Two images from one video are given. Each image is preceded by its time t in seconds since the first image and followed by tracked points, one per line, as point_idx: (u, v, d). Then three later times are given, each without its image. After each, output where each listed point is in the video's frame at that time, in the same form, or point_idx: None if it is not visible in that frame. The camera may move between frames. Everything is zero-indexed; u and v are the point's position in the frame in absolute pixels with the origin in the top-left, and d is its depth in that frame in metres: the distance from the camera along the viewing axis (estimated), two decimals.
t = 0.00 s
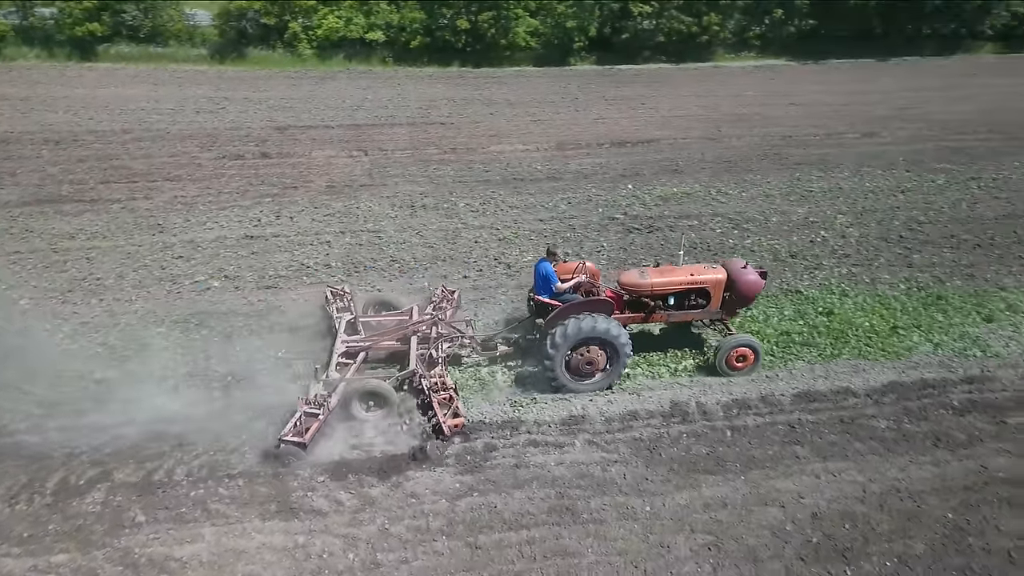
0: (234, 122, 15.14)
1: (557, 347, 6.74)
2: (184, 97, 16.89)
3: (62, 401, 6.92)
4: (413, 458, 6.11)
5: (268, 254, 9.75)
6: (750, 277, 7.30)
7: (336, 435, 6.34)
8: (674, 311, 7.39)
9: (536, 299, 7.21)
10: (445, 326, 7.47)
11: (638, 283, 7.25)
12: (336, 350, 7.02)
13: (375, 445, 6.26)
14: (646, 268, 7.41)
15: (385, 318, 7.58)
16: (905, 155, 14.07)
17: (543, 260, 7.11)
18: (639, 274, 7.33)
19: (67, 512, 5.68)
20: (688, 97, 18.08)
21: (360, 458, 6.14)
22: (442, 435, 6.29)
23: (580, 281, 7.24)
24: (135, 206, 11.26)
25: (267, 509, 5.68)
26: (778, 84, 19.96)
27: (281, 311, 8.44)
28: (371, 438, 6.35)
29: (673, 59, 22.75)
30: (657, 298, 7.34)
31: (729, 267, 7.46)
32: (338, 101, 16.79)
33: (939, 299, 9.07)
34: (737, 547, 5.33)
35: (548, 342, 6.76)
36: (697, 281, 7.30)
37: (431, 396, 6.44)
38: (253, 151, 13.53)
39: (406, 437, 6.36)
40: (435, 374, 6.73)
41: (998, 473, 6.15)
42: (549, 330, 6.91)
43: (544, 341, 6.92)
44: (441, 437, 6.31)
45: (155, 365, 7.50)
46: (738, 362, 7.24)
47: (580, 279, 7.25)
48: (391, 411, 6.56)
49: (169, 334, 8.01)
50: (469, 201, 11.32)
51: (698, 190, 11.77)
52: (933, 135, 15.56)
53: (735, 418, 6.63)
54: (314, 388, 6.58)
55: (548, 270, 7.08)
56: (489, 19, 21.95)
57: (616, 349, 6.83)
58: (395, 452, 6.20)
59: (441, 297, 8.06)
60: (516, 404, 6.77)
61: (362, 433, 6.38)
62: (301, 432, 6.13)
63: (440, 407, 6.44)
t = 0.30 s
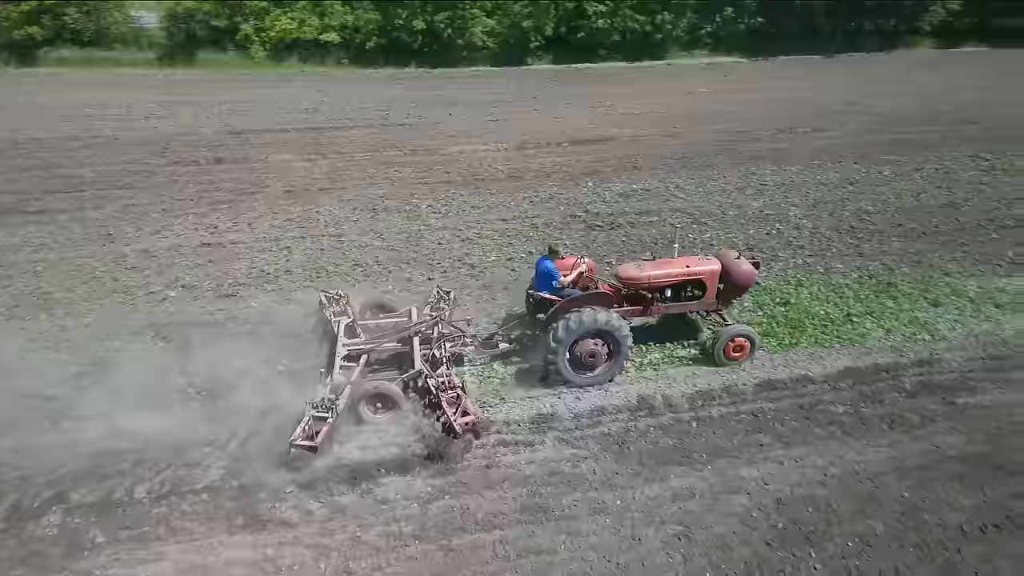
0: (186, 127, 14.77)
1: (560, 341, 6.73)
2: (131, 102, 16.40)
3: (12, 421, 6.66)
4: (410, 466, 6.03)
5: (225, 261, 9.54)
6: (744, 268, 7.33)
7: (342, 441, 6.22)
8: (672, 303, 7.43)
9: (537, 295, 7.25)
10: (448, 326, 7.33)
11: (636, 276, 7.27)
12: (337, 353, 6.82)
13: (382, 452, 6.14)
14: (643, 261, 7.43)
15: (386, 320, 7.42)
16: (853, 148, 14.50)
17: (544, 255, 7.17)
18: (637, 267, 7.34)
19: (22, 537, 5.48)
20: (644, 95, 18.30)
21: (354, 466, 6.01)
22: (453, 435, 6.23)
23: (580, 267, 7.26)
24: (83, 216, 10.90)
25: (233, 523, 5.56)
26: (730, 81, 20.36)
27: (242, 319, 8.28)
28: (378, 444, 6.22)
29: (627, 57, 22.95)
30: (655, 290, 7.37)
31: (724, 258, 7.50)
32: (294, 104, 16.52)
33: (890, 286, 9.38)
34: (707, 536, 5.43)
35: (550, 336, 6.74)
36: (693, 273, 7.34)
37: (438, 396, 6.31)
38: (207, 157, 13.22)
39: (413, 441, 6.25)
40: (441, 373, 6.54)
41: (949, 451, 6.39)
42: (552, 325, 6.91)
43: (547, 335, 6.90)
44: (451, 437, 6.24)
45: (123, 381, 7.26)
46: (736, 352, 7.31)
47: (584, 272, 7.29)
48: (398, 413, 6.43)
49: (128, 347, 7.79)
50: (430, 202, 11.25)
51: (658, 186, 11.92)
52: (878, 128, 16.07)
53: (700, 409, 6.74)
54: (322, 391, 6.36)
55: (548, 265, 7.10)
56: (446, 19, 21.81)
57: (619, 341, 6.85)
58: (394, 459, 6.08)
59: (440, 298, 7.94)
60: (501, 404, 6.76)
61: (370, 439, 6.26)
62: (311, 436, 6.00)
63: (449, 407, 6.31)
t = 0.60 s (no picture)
0: (128, 137, 14.32)
1: (557, 338, 6.86)
2: (69, 112, 15.82)
3: None
4: (416, 467, 6.02)
5: (175, 275, 9.27)
6: (729, 259, 7.55)
7: (348, 445, 6.21)
8: (661, 296, 7.59)
9: (530, 294, 7.36)
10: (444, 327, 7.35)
11: (627, 271, 7.39)
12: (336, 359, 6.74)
13: (388, 454, 6.13)
14: (632, 256, 7.55)
15: (379, 324, 7.39)
16: (797, 144, 14.94)
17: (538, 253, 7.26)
18: (627, 262, 7.45)
19: None
20: (595, 95, 18.50)
21: (359, 470, 6.00)
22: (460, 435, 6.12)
23: (571, 263, 7.46)
24: (21, 231, 10.45)
25: (194, 545, 5.40)
26: (678, 80, 20.75)
27: (196, 334, 8.05)
28: (383, 446, 6.22)
29: (577, 59, 23.16)
30: (645, 285, 7.50)
31: (709, 251, 7.70)
32: (242, 111, 16.19)
33: (837, 276, 9.69)
34: (673, 528, 5.50)
35: (549, 332, 6.88)
36: (681, 266, 7.50)
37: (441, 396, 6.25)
38: (152, 167, 12.83)
39: (420, 442, 6.26)
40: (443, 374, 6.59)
41: (899, 433, 6.63)
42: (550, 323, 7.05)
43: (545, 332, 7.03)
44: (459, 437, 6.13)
45: (76, 402, 6.98)
46: (726, 342, 7.61)
47: (575, 269, 7.51)
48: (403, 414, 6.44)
49: (75, 367, 7.50)
50: (386, 208, 11.14)
51: (612, 186, 12.06)
52: (820, 124, 16.58)
53: (662, 404, 6.84)
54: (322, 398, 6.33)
55: (544, 264, 7.24)
56: (395, 23, 21.69)
57: (615, 337, 7.01)
58: (399, 461, 6.08)
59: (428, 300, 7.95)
60: (496, 404, 6.79)
61: (375, 441, 6.26)
62: (318, 442, 5.93)
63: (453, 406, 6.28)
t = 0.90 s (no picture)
0: (73, 151, 13.84)
1: (557, 336, 6.94)
2: (8, 126, 15.23)
3: None
4: (428, 469, 6.04)
5: (127, 292, 8.97)
6: (719, 254, 7.79)
7: (355, 452, 6.19)
8: (654, 292, 7.73)
9: (530, 294, 7.39)
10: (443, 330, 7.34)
11: (623, 268, 7.51)
12: (337, 365, 6.66)
13: (399, 457, 6.15)
14: (626, 254, 7.70)
15: (376, 330, 7.31)
16: (749, 145, 15.28)
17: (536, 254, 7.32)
18: (621, 260, 7.58)
19: None
20: (551, 101, 18.60)
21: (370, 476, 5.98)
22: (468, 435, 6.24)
23: (569, 262, 7.53)
24: None
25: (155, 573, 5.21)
26: (631, 85, 21.02)
27: (150, 353, 7.79)
28: (391, 451, 6.22)
29: (531, 66, 23.31)
30: (639, 282, 7.61)
31: (699, 248, 7.94)
32: (192, 122, 15.81)
33: (792, 273, 9.91)
34: (645, 528, 5.53)
35: (549, 331, 6.94)
36: (674, 262, 7.67)
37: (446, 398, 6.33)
38: (98, 181, 12.42)
39: (428, 444, 6.30)
40: (444, 376, 6.63)
41: (857, 423, 6.80)
42: (549, 321, 7.11)
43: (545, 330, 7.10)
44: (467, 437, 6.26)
45: (22, 430, 6.67)
46: (719, 334, 7.83)
47: (573, 267, 7.54)
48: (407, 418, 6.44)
49: (20, 393, 7.17)
50: (346, 217, 10.98)
51: (572, 190, 12.12)
52: (770, 125, 16.99)
53: (629, 404, 6.88)
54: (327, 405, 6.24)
55: (540, 264, 7.30)
56: (349, 31, 21.46)
57: (614, 333, 7.12)
58: (410, 464, 6.09)
59: (423, 304, 7.98)
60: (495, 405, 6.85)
61: (383, 446, 6.26)
62: (329, 450, 5.82)
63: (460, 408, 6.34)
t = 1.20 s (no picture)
0: (8, 168, 13.28)
1: (554, 335, 7.01)
2: None
3: None
4: (432, 473, 6.05)
5: (71, 315, 8.61)
6: (703, 250, 8.07)
7: (360, 459, 6.17)
8: (643, 290, 8.00)
9: (523, 295, 7.46)
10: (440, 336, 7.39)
11: (612, 267, 7.66)
12: (336, 374, 6.51)
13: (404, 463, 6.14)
14: (615, 253, 7.85)
15: (371, 338, 7.19)
16: (700, 147, 15.56)
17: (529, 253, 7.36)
18: (610, 259, 7.74)
19: None
20: (505, 107, 18.64)
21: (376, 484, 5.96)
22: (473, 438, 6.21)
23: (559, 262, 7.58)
24: None
25: None
26: (583, 91, 21.23)
27: (98, 379, 7.47)
28: (396, 457, 6.20)
29: (484, 72, 23.57)
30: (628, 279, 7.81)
31: (683, 244, 8.20)
32: (136, 135, 15.34)
33: (746, 272, 10.10)
34: (615, 532, 5.52)
35: (546, 330, 7.01)
36: (661, 259, 7.91)
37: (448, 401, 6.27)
38: (37, 199, 11.92)
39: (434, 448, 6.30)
40: (445, 381, 6.55)
41: (815, 417, 6.95)
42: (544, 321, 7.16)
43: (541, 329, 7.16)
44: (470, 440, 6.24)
45: None
46: (706, 328, 8.07)
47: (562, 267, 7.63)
48: (412, 422, 6.42)
49: None
50: (301, 230, 10.78)
51: (529, 196, 12.13)
52: (719, 128, 17.35)
53: (594, 409, 6.89)
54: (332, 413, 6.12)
55: (534, 265, 7.32)
56: (297, 40, 21.15)
57: (608, 330, 7.25)
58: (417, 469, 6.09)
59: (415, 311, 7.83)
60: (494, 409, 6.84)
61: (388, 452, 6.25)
62: (337, 459, 5.75)
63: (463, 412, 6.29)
